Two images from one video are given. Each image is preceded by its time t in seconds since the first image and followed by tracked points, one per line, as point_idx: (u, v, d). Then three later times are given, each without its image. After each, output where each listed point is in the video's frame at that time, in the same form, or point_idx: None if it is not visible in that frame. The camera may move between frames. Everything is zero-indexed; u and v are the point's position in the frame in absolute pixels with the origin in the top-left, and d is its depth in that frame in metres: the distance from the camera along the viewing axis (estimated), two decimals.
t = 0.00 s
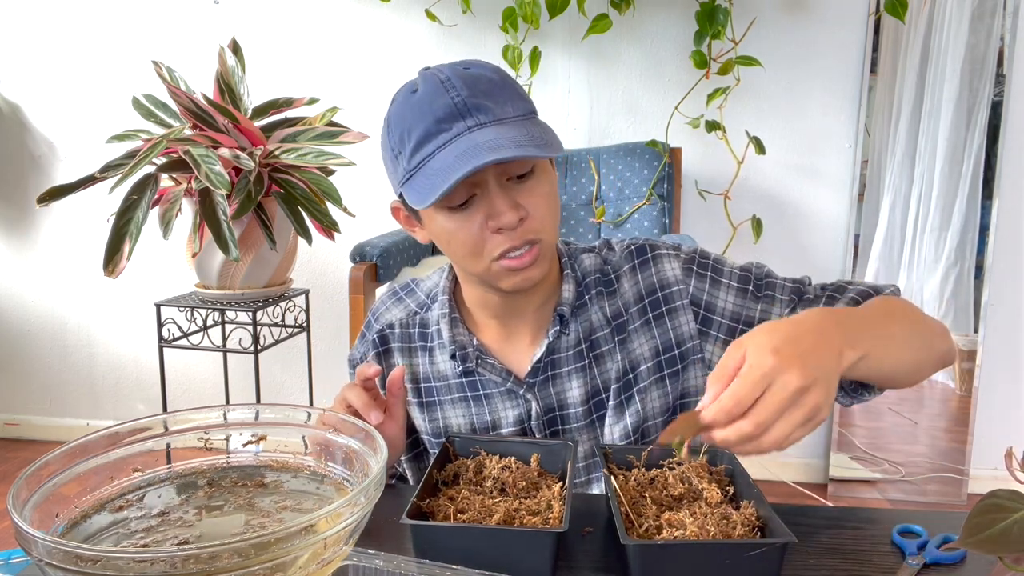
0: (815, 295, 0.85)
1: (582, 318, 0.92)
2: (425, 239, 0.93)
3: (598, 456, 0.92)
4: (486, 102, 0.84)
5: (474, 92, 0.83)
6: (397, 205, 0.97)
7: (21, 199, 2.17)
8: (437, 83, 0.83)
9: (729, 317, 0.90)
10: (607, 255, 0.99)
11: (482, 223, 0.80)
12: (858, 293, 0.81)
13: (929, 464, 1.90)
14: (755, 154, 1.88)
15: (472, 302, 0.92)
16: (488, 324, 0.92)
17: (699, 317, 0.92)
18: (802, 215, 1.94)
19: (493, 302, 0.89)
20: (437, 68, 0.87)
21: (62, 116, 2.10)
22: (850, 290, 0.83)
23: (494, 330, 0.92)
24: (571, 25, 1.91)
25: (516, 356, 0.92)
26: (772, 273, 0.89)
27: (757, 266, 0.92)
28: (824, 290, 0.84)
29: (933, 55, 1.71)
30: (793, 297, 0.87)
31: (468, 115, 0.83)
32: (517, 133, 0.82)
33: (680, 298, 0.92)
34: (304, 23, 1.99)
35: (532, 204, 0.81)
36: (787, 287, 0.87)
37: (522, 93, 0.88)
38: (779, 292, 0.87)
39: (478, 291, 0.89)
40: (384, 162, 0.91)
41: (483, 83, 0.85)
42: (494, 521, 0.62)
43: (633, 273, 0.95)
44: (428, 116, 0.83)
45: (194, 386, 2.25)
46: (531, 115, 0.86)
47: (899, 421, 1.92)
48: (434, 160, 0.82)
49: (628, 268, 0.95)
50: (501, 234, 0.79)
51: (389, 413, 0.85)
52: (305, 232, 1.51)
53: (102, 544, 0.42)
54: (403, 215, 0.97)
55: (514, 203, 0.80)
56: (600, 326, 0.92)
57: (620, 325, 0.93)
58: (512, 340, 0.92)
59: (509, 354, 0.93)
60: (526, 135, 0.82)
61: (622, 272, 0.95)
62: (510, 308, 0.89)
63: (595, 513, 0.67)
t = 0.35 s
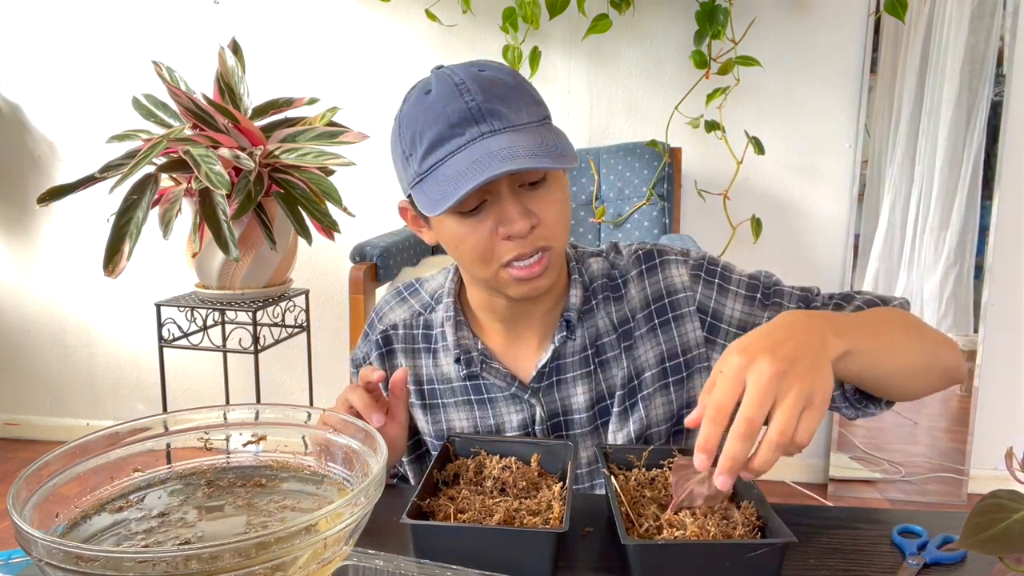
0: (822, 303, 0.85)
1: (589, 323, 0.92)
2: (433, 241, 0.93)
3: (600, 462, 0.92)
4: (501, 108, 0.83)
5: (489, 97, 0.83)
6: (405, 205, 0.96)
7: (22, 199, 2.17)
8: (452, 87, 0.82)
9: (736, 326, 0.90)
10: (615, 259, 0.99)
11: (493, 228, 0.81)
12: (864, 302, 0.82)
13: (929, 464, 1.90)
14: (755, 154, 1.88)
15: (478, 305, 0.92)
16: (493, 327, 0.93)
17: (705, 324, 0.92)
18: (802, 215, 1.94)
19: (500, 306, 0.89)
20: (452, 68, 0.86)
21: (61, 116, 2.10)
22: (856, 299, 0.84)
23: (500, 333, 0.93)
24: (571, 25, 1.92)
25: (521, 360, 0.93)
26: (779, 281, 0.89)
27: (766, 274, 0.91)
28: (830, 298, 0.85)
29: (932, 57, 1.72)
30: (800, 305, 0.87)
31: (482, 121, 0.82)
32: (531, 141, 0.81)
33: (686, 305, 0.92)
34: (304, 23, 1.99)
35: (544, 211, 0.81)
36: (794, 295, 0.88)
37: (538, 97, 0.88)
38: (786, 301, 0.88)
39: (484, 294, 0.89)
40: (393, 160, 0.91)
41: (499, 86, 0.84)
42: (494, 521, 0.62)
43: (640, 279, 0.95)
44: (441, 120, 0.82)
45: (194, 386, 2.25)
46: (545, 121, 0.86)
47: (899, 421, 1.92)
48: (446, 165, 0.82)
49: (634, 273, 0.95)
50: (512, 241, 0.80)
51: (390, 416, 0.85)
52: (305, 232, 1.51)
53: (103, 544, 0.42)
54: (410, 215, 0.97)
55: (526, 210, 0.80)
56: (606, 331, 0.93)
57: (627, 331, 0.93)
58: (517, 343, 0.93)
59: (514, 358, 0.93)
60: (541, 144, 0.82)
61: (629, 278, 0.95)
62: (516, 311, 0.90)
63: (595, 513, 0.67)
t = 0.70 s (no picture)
0: (819, 301, 0.84)
1: (592, 324, 0.92)
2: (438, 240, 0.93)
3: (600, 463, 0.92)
4: (510, 108, 0.83)
5: (498, 97, 0.83)
6: (411, 202, 0.96)
7: (22, 199, 2.17)
8: (462, 87, 0.82)
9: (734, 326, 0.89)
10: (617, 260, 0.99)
11: (500, 229, 0.81)
12: (858, 301, 0.80)
13: (929, 464, 1.90)
14: (755, 154, 1.88)
15: (483, 303, 0.93)
16: (496, 326, 0.93)
17: (705, 325, 0.91)
18: (802, 215, 1.93)
19: (504, 305, 0.89)
20: (462, 68, 0.86)
21: (62, 116, 2.10)
22: (852, 297, 0.82)
23: (503, 333, 0.93)
24: (571, 25, 1.92)
25: (525, 359, 0.93)
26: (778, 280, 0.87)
27: (764, 273, 0.89)
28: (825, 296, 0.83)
29: (932, 56, 1.72)
30: (795, 305, 0.85)
31: (491, 121, 0.82)
32: (541, 143, 0.81)
33: (685, 306, 0.92)
34: (304, 23, 1.99)
35: (552, 212, 0.81)
36: (791, 295, 0.85)
37: (547, 98, 0.88)
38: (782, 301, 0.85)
39: (489, 293, 0.90)
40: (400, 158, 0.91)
41: (509, 87, 0.84)
42: (494, 521, 0.62)
43: (641, 279, 0.94)
44: (450, 119, 0.82)
45: (194, 387, 2.25)
46: (553, 122, 0.86)
47: (899, 421, 1.92)
48: (455, 166, 0.82)
49: (636, 274, 0.95)
50: (519, 241, 0.80)
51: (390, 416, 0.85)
52: (305, 232, 1.51)
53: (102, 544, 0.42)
54: (416, 213, 0.97)
55: (534, 211, 0.80)
56: (609, 332, 0.93)
57: (630, 331, 0.93)
58: (520, 343, 0.93)
59: (518, 358, 0.93)
60: (550, 146, 0.81)
61: (631, 278, 0.95)
62: (521, 311, 0.90)
63: (596, 513, 0.67)
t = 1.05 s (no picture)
0: (813, 294, 0.83)
1: (589, 322, 0.92)
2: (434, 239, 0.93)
3: (599, 462, 0.92)
4: (494, 103, 0.83)
5: (480, 92, 0.82)
6: (407, 203, 0.96)
7: (21, 199, 2.17)
8: (444, 84, 0.82)
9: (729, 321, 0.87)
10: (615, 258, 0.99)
11: (489, 226, 0.80)
12: (850, 292, 0.79)
13: (929, 464, 1.90)
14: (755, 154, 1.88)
15: (479, 303, 0.92)
16: (495, 326, 0.93)
17: (700, 321, 0.90)
18: (803, 214, 1.93)
19: (500, 304, 0.89)
20: (446, 66, 0.86)
21: (62, 116, 2.10)
22: (845, 288, 0.81)
23: (500, 332, 0.93)
24: (571, 25, 1.92)
25: (524, 358, 0.93)
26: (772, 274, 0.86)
27: (760, 267, 0.88)
28: (817, 289, 0.82)
29: (932, 56, 1.72)
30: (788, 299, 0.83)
31: (473, 116, 0.82)
32: (524, 136, 0.81)
33: (680, 302, 0.91)
34: (304, 23, 1.99)
35: (539, 207, 0.81)
36: (784, 289, 0.84)
37: (532, 92, 0.87)
38: (776, 295, 0.84)
39: (485, 292, 0.89)
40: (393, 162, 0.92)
41: (491, 83, 0.83)
42: (494, 521, 0.62)
43: (637, 277, 0.94)
44: (434, 117, 0.82)
45: (194, 387, 2.25)
46: (539, 115, 0.85)
47: (899, 421, 1.91)
48: (440, 163, 0.82)
49: (632, 271, 0.95)
50: (507, 236, 0.80)
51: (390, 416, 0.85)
52: (305, 232, 1.51)
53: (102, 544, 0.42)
54: (412, 215, 0.97)
55: (521, 205, 0.80)
56: (607, 330, 0.93)
57: (626, 330, 0.93)
58: (518, 343, 0.93)
59: (517, 357, 0.93)
60: (534, 137, 0.81)
61: (627, 276, 0.95)
62: (517, 309, 0.89)
63: (595, 512, 0.67)
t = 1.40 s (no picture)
0: (806, 283, 0.83)
1: (588, 323, 0.92)
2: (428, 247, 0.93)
3: (600, 462, 0.92)
4: (476, 107, 0.83)
5: (462, 97, 0.82)
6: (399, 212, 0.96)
7: (21, 199, 2.17)
8: (425, 91, 0.82)
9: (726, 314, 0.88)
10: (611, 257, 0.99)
11: (478, 229, 0.80)
12: (843, 279, 0.79)
13: (929, 464, 1.90)
14: (755, 154, 1.88)
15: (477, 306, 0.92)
16: (493, 329, 0.93)
17: (697, 316, 0.90)
18: (803, 214, 1.93)
19: (497, 307, 0.89)
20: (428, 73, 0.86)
21: (62, 116, 2.10)
22: (837, 275, 0.81)
23: (499, 334, 0.93)
24: (571, 24, 1.92)
25: (522, 359, 0.93)
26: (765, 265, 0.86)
27: (753, 258, 0.89)
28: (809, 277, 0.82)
29: (932, 56, 1.72)
30: (780, 289, 0.84)
31: (456, 121, 0.81)
32: (508, 138, 0.80)
33: (676, 298, 0.91)
34: (304, 23, 1.99)
35: (527, 207, 0.81)
36: (777, 278, 0.85)
37: (515, 94, 0.87)
38: (769, 286, 0.85)
39: (482, 296, 0.89)
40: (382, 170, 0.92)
41: (472, 86, 0.83)
42: (494, 521, 0.62)
43: (632, 275, 0.94)
44: (417, 125, 0.82)
45: (194, 387, 2.25)
46: (523, 116, 0.85)
47: (899, 421, 1.92)
48: (426, 170, 0.82)
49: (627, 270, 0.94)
50: (496, 239, 0.80)
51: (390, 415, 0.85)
52: (305, 232, 1.51)
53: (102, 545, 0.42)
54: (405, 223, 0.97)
55: (508, 206, 0.80)
56: (605, 330, 0.93)
57: (624, 329, 0.93)
58: (516, 345, 0.93)
59: (515, 359, 0.93)
60: (518, 139, 0.81)
61: (623, 275, 0.94)
62: (513, 311, 0.89)
63: (595, 513, 0.67)
